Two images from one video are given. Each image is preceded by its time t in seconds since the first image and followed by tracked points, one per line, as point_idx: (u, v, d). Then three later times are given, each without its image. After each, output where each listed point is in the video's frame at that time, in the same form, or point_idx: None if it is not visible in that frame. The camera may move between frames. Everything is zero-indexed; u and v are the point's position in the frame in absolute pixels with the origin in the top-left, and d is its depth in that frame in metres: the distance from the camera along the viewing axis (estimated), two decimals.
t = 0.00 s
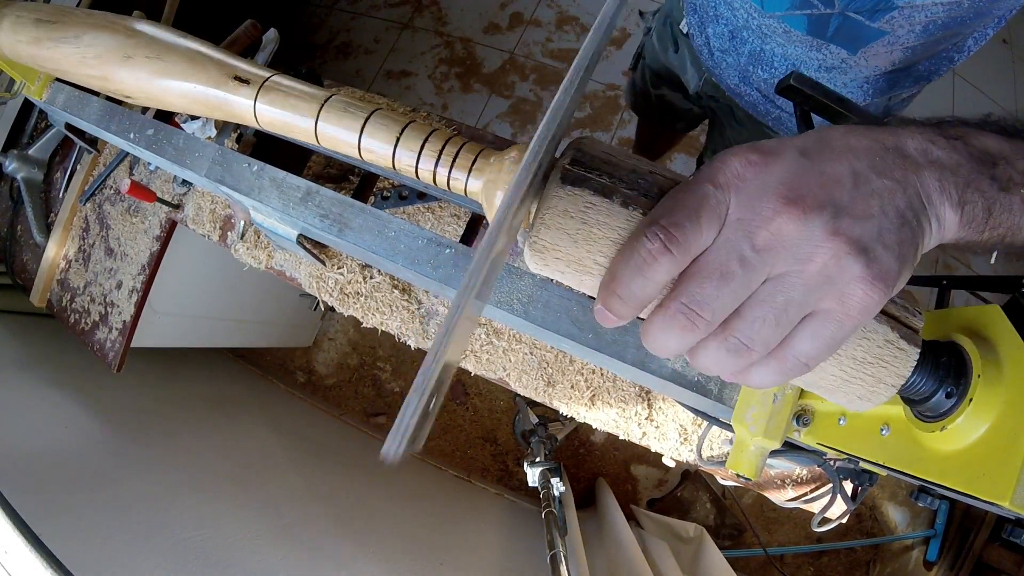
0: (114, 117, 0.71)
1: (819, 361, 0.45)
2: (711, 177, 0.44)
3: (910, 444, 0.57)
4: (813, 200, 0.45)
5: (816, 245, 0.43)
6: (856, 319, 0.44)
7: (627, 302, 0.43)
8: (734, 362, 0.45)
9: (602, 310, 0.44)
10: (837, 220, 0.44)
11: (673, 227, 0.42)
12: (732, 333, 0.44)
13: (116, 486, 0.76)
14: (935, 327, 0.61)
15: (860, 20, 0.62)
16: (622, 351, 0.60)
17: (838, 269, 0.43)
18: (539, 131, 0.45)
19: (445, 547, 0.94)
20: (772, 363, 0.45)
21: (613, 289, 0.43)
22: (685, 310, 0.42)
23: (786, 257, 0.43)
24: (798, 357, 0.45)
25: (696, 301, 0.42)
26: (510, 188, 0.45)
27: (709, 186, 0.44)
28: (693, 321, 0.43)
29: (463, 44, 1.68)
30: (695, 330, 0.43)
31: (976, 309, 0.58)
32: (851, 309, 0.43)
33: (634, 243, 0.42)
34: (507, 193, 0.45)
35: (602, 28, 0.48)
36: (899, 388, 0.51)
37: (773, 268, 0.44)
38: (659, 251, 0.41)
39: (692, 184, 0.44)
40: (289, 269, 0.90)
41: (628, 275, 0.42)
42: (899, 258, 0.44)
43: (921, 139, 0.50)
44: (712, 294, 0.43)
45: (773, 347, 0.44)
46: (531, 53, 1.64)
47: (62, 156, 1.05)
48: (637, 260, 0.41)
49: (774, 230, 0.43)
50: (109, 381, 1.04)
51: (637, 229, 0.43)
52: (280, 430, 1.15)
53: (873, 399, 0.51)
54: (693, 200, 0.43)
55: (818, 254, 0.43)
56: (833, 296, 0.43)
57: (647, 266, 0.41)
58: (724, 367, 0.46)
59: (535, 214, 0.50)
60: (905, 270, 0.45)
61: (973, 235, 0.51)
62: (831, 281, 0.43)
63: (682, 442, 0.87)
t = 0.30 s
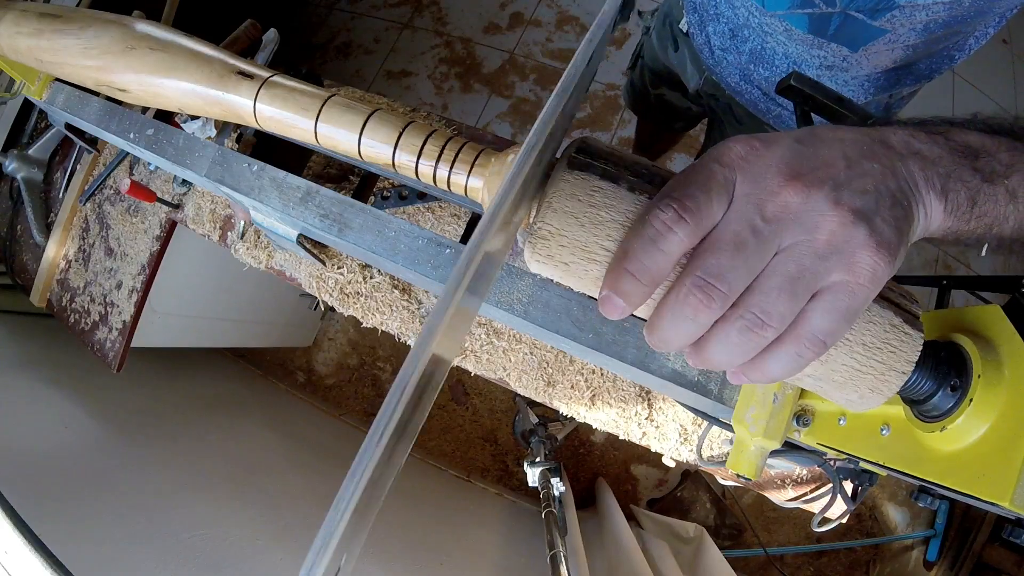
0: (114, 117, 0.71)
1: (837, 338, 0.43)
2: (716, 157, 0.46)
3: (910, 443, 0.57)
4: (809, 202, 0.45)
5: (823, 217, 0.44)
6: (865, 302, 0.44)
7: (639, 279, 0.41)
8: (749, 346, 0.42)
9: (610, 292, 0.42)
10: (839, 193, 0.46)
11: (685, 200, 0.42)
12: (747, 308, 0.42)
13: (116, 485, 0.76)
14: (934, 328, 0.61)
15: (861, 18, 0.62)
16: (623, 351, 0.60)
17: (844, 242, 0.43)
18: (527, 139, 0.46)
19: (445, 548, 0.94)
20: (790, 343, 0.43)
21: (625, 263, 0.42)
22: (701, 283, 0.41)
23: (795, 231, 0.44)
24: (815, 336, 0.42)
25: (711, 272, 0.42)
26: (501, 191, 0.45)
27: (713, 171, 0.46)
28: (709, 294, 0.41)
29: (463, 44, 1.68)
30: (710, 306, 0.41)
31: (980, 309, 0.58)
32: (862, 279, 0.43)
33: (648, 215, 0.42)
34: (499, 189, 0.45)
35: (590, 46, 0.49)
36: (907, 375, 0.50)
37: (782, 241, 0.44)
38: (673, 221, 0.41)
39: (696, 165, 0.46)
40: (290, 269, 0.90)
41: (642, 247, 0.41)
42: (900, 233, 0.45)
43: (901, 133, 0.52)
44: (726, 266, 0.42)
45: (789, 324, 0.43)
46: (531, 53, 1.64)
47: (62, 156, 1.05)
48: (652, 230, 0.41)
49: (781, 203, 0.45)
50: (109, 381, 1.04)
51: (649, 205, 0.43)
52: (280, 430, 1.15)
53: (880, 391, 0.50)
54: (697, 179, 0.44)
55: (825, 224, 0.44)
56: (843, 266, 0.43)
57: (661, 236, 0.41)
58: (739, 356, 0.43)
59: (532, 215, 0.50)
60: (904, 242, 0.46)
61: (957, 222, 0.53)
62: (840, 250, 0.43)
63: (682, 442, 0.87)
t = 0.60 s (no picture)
0: (114, 117, 0.71)
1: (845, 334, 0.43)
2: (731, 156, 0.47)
3: (910, 444, 0.57)
4: (813, 198, 0.45)
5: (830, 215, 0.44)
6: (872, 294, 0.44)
7: (647, 273, 0.41)
8: (755, 340, 0.42)
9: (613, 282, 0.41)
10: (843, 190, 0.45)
11: (700, 197, 0.42)
12: (754, 303, 0.42)
13: (116, 486, 0.75)
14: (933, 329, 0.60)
15: (858, 23, 0.62)
16: (623, 351, 0.60)
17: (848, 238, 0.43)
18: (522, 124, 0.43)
19: (445, 548, 0.94)
20: (800, 340, 0.42)
21: (634, 255, 0.41)
22: (712, 277, 0.41)
23: (803, 225, 0.44)
24: (826, 334, 0.42)
25: (722, 266, 0.41)
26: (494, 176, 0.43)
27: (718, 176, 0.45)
28: (721, 291, 0.41)
29: (464, 44, 1.68)
30: (719, 303, 0.41)
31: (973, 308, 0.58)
32: (869, 277, 0.43)
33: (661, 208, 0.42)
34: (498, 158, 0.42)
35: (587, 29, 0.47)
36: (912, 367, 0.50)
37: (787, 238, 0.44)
38: (687, 217, 0.41)
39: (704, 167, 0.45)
40: (290, 269, 0.90)
41: (654, 236, 0.41)
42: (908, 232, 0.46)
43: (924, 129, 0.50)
44: (736, 260, 0.41)
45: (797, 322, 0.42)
46: (531, 53, 1.64)
47: (62, 156, 1.05)
48: (665, 224, 0.41)
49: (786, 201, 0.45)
50: (108, 381, 1.04)
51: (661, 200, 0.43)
52: (280, 430, 1.15)
53: (886, 389, 0.50)
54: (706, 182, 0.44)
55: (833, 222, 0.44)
56: (849, 263, 0.43)
57: (674, 231, 0.41)
58: (742, 352, 0.42)
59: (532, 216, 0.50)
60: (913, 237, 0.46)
61: (988, 194, 0.52)
62: (847, 246, 0.43)
63: (682, 442, 0.87)
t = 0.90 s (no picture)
0: (114, 117, 0.71)
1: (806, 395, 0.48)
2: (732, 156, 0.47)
3: (909, 443, 0.57)
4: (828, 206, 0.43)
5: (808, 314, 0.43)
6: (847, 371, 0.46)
7: (623, 332, 0.46)
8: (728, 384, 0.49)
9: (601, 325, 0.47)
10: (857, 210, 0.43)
11: (667, 281, 0.43)
12: (719, 368, 0.48)
13: (116, 486, 0.76)
14: (935, 328, 0.60)
15: (854, 23, 0.62)
16: (622, 351, 0.60)
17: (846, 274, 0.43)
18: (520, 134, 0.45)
19: (445, 548, 0.94)
20: (762, 389, 0.49)
21: (610, 322, 0.46)
22: (674, 349, 0.47)
23: (776, 320, 0.44)
24: (783, 393, 0.49)
25: (684, 344, 0.46)
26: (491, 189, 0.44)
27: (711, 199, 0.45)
28: (681, 358, 0.48)
29: (463, 44, 1.68)
30: (683, 362, 0.48)
31: (976, 308, 0.58)
32: (837, 363, 0.45)
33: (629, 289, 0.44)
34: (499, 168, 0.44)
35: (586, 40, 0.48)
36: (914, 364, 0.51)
37: (764, 326, 0.45)
38: (652, 301, 0.43)
39: (693, 227, 0.43)
40: (290, 269, 0.90)
41: (626, 313, 0.44)
42: (899, 326, 0.44)
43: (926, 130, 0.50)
44: (701, 342, 0.46)
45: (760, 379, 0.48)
46: (531, 53, 1.63)
47: (62, 156, 1.05)
48: (630, 307, 0.44)
49: (765, 295, 0.43)
50: (108, 381, 1.04)
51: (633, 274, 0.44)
52: (281, 430, 1.15)
53: (891, 387, 0.50)
54: (690, 226, 0.44)
55: (807, 326, 0.44)
56: (818, 357, 0.45)
57: (641, 311, 0.44)
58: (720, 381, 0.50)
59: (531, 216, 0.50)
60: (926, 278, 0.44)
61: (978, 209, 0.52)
62: (817, 345, 0.44)
63: (682, 442, 0.87)
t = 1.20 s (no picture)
0: (114, 117, 0.71)
1: (826, 373, 0.45)
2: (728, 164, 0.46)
3: (910, 444, 0.57)
4: (822, 209, 0.44)
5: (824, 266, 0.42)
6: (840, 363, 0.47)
7: (636, 311, 0.42)
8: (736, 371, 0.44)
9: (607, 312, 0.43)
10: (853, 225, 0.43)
11: (685, 238, 0.41)
12: (737, 345, 0.43)
13: (117, 486, 0.76)
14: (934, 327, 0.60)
15: (867, 42, 0.62)
16: (622, 351, 0.60)
17: (845, 291, 0.42)
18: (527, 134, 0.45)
19: (446, 548, 0.93)
20: (780, 376, 0.45)
21: (623, 297, 0.42)
22: (694, 324, 0.42)
23: (794, 276, 0.43)
24: (806, 373, 0.44)
25: (705, 315, 0.42)
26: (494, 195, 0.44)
27: (716, 174, 0.47)
28: (701, 336, 0.42)
29: (464, 44, 1.68)
30: (702, 344, 0.43)
31: (975, 309, 0.58)
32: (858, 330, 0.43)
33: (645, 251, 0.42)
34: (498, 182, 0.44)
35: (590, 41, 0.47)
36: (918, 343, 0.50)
37: (779, 286, 0.43)
38: (670, 263, 0.41)
39: (707, 190, 0.44)
40: (290, 269, 0.90)
41: (638, 283, 0.41)
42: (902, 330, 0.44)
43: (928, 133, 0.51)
44: (719, 311, 0.42)
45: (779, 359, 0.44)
46: (531, 53, 1.64)
47: (62, 156, 1.05)
48: (647, 271, 0.41)
49: (784, 248, 0.43)
50: (108, 381, 1.04)
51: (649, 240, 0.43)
52: (281, 430, 1.15)
53: (907, 365, 0.49)
54: (704, 188, 0.45)
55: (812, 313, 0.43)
56: (839, 315, 0.43)
57: (658, 276, 0.41)
58: (727, 374, 0.46)
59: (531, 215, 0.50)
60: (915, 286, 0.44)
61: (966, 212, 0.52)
62: (838, 301, 0.42)
63: (682, 442, 0.87)
